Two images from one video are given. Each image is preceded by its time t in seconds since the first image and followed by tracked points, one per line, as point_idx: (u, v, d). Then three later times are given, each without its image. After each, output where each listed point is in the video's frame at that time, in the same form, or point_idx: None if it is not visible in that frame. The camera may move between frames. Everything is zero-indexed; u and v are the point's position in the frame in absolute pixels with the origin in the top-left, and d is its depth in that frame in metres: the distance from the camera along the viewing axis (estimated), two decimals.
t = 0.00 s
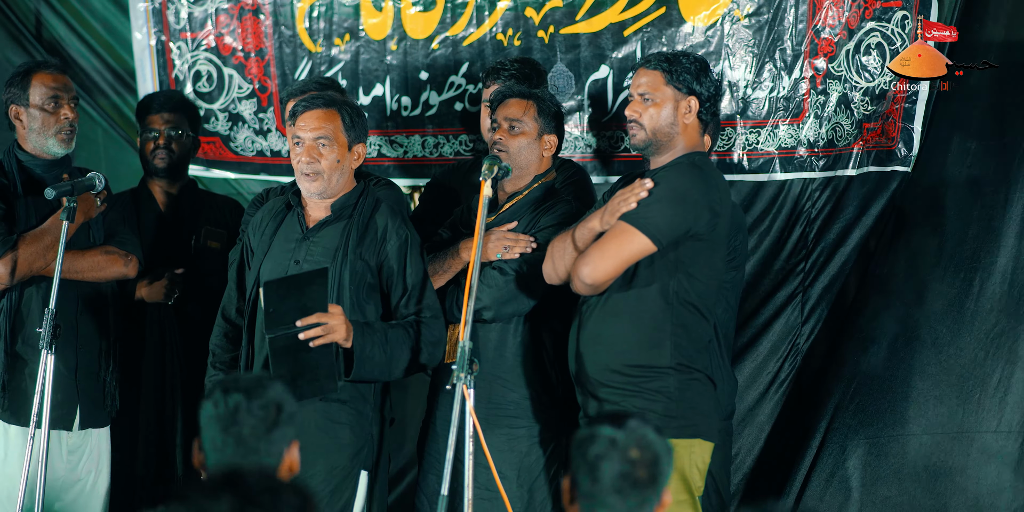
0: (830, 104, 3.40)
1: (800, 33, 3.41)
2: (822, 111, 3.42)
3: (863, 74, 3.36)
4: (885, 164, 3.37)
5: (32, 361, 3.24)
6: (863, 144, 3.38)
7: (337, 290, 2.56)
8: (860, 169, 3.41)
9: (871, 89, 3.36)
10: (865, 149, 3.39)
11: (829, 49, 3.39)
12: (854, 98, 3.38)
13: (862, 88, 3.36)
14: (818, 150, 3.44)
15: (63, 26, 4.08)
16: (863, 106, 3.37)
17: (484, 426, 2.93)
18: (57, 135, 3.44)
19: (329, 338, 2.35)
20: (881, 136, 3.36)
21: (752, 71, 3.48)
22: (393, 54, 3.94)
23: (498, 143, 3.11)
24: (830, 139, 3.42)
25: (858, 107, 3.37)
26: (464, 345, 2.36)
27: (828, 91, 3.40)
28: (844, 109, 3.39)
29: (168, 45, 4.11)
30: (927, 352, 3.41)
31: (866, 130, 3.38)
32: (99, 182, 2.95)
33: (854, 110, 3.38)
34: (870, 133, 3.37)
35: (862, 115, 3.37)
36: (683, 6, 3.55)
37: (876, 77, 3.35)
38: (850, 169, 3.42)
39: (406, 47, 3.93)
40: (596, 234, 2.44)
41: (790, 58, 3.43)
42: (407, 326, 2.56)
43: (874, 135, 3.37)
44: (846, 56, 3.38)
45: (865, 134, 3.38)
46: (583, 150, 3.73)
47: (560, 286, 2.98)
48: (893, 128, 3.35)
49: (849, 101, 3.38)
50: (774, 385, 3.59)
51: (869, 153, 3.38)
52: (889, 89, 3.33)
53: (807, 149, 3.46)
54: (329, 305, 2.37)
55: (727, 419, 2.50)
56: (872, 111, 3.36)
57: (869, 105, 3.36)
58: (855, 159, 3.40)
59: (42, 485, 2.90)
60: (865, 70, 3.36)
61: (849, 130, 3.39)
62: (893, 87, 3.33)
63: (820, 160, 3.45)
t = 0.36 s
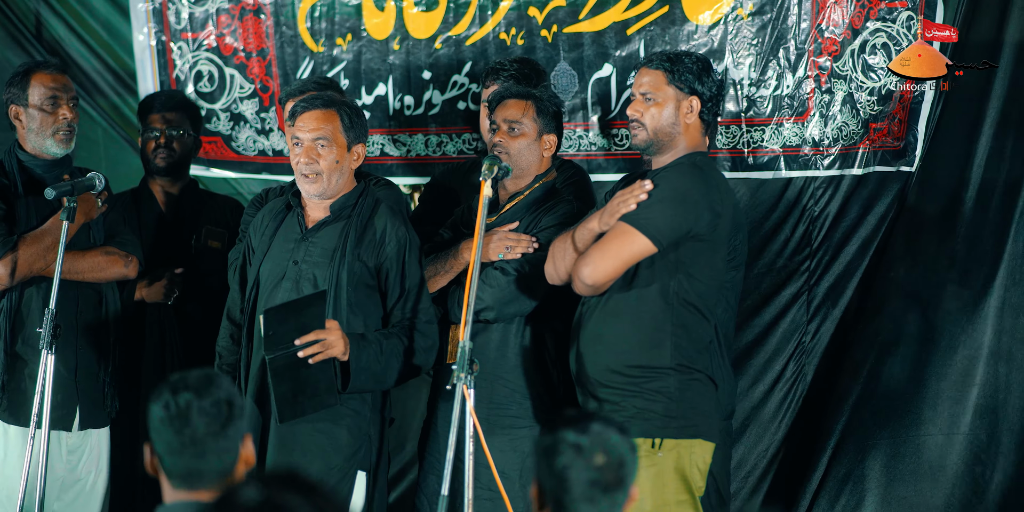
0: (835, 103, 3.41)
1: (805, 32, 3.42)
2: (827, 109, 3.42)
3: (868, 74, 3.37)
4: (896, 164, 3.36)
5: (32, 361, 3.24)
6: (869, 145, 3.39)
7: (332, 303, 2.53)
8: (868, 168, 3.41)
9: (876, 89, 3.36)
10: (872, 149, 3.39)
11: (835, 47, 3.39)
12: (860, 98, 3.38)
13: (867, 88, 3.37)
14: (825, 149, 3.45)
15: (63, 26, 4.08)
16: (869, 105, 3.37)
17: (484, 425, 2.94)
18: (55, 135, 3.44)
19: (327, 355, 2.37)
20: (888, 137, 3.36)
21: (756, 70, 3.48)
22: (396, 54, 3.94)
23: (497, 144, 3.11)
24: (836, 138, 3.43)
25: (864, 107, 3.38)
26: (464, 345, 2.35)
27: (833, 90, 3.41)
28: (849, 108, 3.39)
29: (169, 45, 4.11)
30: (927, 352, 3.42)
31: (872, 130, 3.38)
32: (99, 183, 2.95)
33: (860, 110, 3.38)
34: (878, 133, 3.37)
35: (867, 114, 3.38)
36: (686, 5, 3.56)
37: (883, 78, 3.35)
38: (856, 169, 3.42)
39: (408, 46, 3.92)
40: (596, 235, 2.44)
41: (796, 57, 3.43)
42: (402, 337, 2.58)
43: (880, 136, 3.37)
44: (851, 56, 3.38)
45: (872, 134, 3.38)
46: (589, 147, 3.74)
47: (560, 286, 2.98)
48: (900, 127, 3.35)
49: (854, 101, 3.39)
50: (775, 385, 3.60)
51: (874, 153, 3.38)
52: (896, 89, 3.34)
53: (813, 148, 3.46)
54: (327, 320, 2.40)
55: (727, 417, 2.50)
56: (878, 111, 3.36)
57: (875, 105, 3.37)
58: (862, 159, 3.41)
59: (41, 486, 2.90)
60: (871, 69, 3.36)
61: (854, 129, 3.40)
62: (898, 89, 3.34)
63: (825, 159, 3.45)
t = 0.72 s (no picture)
0: (844, 102, 3.46)
1: (810, 31, 3.46)
2: (836, 109, 3.47)
3: (877, 74, 3.40)
4: (912, 166, 3.38)
5: (34, 361, 3.24)
6: (885, 145, 3.41)
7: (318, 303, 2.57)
8: (883, 168, 3.42)
9: (887, 88, 3.40)
10: (887, 149, 3.41)
11: (842, 47, 3.44)
12: (870, 96, 3.42)
13: (878, 88, 3.41)
14: (832, 148, 3.48)
15: (64, 25, 4.08)
16: (880, 104, 3.41)
17: (484, 425, 2.94)
18: (56, 135, 3.45)
19: (314, 351, 2.38)
20: (902, 137, 3.39)
21: (760, 69, 3.51)
22: (400, 53, 3.94)
23: (498, 145, 3.11)
24: (845, 137, 3.46)
25: (875, 107, 3.42)
26: (463, 345, 2.36)
27: (841, 89, 3.45)
28: (859, 107, 3.44)
29: (172, 44, 4.11)
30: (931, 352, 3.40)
31: (885, 130, 3.41)
32: (99, 183, 2.95)
33: (872, 109, 3.42)
34: (891, 134, 3.40)
35: (878, 113, 3.41)
36: (691, 4, 3.58)
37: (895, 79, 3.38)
38: (870, 169, 3.44)
39: (413, 45, 3.92)
40: (592, 236, 2.45)
41: (803, 55, 3.47)
42: (396, 334, 2.56)
43: (894, 136, 3.40)
44: (858, 56, 3.42)
45: (885, 134, 3.41)
46: (593, 145, 3.73)
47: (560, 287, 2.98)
48: (916, 129, 3.37)
49: (865, 100, 3.43)
50: (776, 384, 3.60)
51: (887, 153, 3.41)
52: (908, 90, 3.36)
53: (819, 146, 3.50)
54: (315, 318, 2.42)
55: (726, 418, 2.50)
56: (891, 110, 3.39)
57: (887, 105, 3.40)
58: (880, 158, 3.42)
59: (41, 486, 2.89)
60: (881, 68, 3.40)
61: (865, 127, 3.43)
62: (914, 89, 3.36)
63: (835, 159, 3.48)
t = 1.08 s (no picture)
0: (859, 101, 3.46)
1: (817, 30, 3.47)
2: (850, 108, 3.47)
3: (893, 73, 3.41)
4: (938, 166, 3.38)
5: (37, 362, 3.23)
6: (905, 144, 3.41)
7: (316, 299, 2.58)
8: (903, 167, 3.42)
9: (904, 87, 3.40)
10: (908, 149, 3.41)
11: (852, 46, 3.45)
12: (888, 95, 3.43)
13: (894, 87, 3.41)
14: (845, 146, 3.49)
15: (66, 25, 4.08)
16: (899, 104, 3.41)
17: (483, 426, 2.93)
18: (57, 136, 3.46)
19: (315, 350, 2.36)
20: (923, 136, 3.39)
21: (768, 68, 3.52)
22: (408, 52, 3.94)
23: (498, 145, 3.11)
24: (861, 135, 3.47)
25: (893, 105, 3.42)
26: (463, 344, 2.35)
27: (854, 88, 3.46)
28: (876, 106, 3.44)
29: (179, 43, 4.12)
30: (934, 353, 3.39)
31: (903, 128, 3.41)
32: (99, 183, 2.95)
33: (890, 108, 3.42)
34: (911, 133, 3.41)
35: (898, 113, 3.42)
36: (699, 4, 3.59)
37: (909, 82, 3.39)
38: (893, 168, 3.44)
39: (420, 45, 3.92)
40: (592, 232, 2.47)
41: (814, 54, 3.48)
42: (395, 336, 2.55)
43: (915, 135, 3.40)
44: (871, 55, 3.43)
45: (904, 134, 3.41)
46: (603, 144, 3.73)
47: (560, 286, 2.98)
48: (939, 129, 3.37)
49: (882, 99, 3.43)
50: (780, 385, 3.58)
51: (908, 152, 3.41)
52: (928, 91, 3.37)
53: (830, 145, 3.50)
54: (314, 315, 2.38)
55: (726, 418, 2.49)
56: (910, 109, 3.40)
57: (906, 105, 3.40)
58: (903, 156, 3.42)
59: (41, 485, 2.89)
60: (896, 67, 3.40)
61: (882, 126, 3.44)
62: (933, 88, 3.37)
63: (851, 156, 3.48)
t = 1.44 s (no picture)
0: (862, 97, 3.45)
1: (815, 30, 3.48)
2: (853, 104, 3.46)
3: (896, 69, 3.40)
4: (951, 158, 3.36)
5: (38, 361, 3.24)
6: (914, 137, 3.40)
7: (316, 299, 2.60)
8: (920, 163, 3.40)
9: (910, 83, 3.39)
10: (920, 141, 3.40)
11: (855, 43, 3.45)
12: (892, 91, 3.42)
13: (898, 83, 3.41)
14: (851, 141, 3.47)
15: (65, 26, 4.08)
16: (904, 98, 3.40)
17: (483, 426, 2.94)
18: (54, 137, 3.45)
19: (312, 352, 2.35)
20: (932, 130, 3.38)
21: (768, 66, 3.53)
22: (404, 53, 3.94)
23: (499, 147, 3.10)
24: (863, 130, 3.45)
25: (898, 101, 3.41)
26: (463, 344, 2.36)
27: (857, 85, 3.45)
28: (880, 101, 3.43)
29: (175, 44, 4.11)
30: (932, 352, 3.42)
31: (910, 122, 3.40)
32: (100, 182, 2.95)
33: (894, 103, 3.41)
34: (919, 126, 3.39)
35: (903, 108, 3.40)
36: (696, 4, 3.60)
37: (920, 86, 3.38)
38: (912, 160, 3.41)
39: (417, 45, 3.93)
40: (597, 233, 2.46)
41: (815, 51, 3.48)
42: (394, 336, 2.53)
43: (924, 129, 3.39)
44: (875, 52, 3.43)
45: (911, 127, 3.40)
46: (601, 144, 3.72)
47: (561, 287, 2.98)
48: (948, 123, 3.35)
49: (887, 94, 3.42)
50: (779, 384, 3.62)
51: (924, 145, 3.39)
52: (932, 88, 3.36)
53: (834, 140, 3.49)
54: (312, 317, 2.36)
55: (724, 417, 2.50)
56: (917, 104, 3.39)
57: (911, 100, 3.39)
58: (920, 149, 3.40)
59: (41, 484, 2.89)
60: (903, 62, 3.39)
61: (886, 121, 3.43)
62: (939, 86, 3.36)
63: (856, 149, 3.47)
